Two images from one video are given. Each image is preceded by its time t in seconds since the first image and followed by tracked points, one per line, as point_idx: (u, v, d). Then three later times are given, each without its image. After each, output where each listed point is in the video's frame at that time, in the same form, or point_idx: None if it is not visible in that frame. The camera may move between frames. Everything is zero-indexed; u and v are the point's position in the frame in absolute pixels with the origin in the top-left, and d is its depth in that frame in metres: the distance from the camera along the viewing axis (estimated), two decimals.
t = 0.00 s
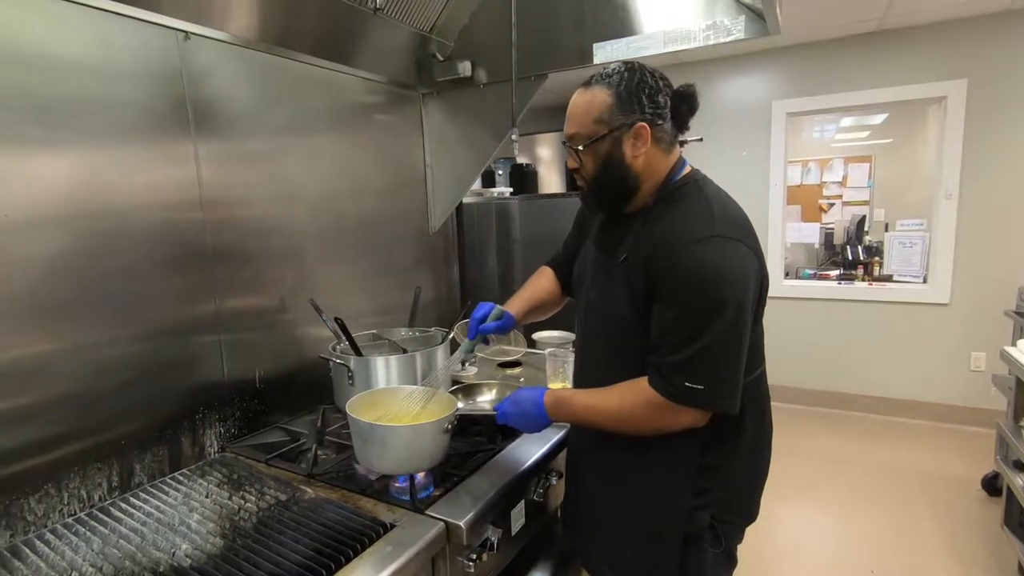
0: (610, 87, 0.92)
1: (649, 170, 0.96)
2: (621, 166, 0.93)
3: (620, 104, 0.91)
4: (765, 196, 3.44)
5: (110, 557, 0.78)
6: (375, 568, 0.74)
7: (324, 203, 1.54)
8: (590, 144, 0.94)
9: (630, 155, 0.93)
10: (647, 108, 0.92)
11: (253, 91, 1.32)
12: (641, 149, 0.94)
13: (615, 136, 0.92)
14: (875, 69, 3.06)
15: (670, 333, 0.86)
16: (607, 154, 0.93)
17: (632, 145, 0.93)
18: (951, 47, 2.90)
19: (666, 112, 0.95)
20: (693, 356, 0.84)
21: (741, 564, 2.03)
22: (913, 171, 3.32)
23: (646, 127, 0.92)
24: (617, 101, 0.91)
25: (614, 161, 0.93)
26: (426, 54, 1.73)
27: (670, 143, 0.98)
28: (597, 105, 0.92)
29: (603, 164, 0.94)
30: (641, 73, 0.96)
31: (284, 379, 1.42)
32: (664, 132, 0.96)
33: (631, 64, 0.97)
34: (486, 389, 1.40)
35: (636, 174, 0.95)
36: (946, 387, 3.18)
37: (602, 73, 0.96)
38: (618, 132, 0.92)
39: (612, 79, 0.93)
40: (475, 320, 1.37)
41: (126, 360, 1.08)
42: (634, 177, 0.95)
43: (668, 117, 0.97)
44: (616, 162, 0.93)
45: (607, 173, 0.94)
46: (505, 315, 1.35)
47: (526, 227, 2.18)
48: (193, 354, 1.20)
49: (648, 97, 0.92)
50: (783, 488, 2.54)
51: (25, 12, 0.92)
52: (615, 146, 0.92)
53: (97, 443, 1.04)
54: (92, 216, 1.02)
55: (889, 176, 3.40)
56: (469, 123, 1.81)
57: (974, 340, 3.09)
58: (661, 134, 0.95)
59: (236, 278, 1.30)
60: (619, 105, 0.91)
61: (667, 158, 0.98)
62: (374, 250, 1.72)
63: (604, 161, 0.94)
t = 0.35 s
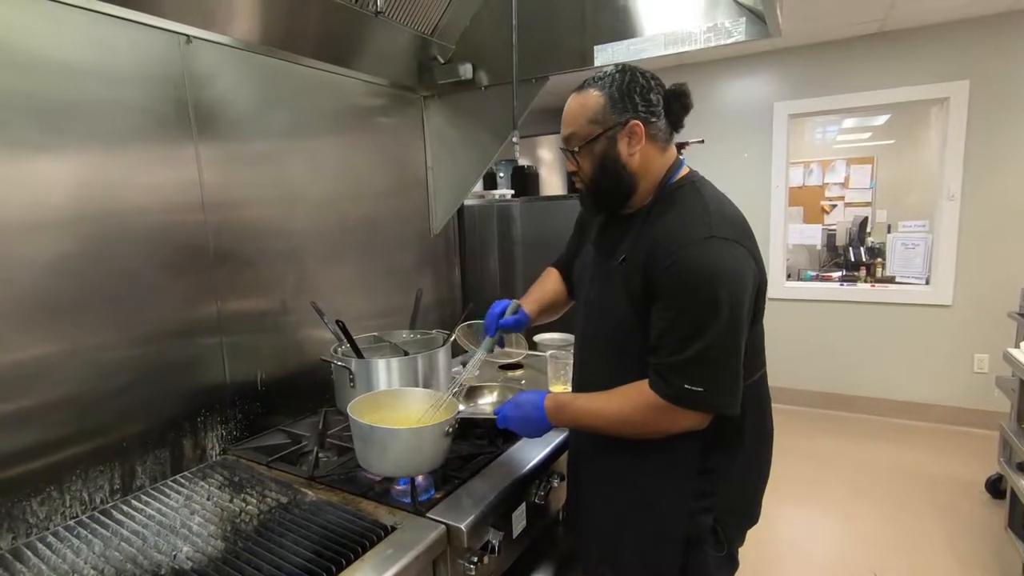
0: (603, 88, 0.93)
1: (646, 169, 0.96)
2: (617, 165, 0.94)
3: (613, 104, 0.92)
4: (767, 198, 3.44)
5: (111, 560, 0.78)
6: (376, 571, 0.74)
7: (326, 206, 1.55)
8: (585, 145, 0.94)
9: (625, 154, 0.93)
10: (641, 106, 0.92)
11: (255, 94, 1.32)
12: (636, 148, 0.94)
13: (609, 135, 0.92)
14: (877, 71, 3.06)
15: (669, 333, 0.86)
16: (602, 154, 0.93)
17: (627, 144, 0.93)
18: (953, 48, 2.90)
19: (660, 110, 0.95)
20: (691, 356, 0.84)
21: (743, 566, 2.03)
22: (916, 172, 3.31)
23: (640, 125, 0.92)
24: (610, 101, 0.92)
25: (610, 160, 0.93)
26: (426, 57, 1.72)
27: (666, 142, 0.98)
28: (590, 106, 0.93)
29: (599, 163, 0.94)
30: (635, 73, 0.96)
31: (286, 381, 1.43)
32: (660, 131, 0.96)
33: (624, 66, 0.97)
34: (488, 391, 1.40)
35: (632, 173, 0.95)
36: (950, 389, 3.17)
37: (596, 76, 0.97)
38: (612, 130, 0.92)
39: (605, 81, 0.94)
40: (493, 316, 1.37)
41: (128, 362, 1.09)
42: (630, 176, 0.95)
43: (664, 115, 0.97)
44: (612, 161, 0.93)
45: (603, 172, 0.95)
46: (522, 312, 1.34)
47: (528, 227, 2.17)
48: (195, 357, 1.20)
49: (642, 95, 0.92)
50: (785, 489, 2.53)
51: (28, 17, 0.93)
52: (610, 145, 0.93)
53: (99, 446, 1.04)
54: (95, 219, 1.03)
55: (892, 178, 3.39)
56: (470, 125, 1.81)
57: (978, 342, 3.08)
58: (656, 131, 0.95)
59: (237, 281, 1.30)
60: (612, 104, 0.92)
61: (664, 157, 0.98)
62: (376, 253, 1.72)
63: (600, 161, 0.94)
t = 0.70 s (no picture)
0: (602, 87, 0.93)
1: (648, 166, 0.96)
2: (618, 163, 0.93)
3: (612, 102, 0.92)
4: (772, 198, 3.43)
5: (120, 561, 0.78)
6: (383, 571, 0.74)
7: (332, 208, 1.55)
8: (586, 144, 0.94)
9: (625, 152, 0.93)
10: (639, 103, 0.92)
11: (260, 97, 1.33)
12: (636, 144, 0.93)
13: (608, 133, 0.92)
14: (882, 70, 3.04)
15: (673, 329, 0.86)
16: (602, 151, 0.93)
17: (627, 140, 0.92)
18: (959, 46, 2.88)
19: (659, 107, 0.95)
20: (696, 351, 0.84)
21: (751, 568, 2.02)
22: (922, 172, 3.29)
23: (639, 122, 0.92)
24: (609, 99, 0.92)
25: (610, 158, 0.93)
26: (431, 58, 1.72)
27: (666, 139, 0.98)
28: (589, 106, 0.93)
29: (600, 162, 0.94)
30: (633, 72, 0.96)
31: (292, 383, 1.43)
32: (660, 128, 0.96)
33: (623, 66, 0.97)
34: (493, 392, 1.40)
35: (633, 170, 0.95)
36: (958, 390, 3.15)
37: (596, 76, 0.97)
38: (612, 128, 0.92)
39: (604, 80, 0.94)
40: (476, 314, 1.36)
41: (135, 364, 1.09)
42: (632, 173, 0.95)
43: (663, 112, 0.96)
44: (612, 159, 0.93)
45: (604, 171, 0.94)
46: (509, 313, 1.34)
47: (532, 228, 2.16)
48: (202, 359, 1.21)
49: (640, 93, 0.92)
50: (792, 490, 2.52)
51: (35, 21, 0.93)
52: (610, 143, 0.92)
53: (107, 447, 1.04)
54: (102, 222, 1.03)
55: (897, 177, 3.37)
56: (475, 126, 1.81)
57: (986, 342, 3.06)
58: (656, 128, 0.95)
59: (243, 283, 1.31)
60: (610, 103, 0.92)
61: (665, 154, 0.98)
62: (381, 254, 1.73)
63: (601, 159, 0.94)
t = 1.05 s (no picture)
0: (613, 93, 0.93)
1: (659, 170, 0.96)
2: (630, 168, 0.93)
3: (623, 107, 0.92)
4: (781, 202, 3.41)
5: (137, 564, 0.79)
6: None
7: (343, 212, 1.56)
8: (598, 149, 0.94)
9: (637, 156, 0.93)
10: (651, 108, 0.92)
11: (274, 102, 1.34)
12: (648, 148, 0.93)
13: (620, 138, 0.92)
14: (893, 73, 3.03)
15: (687, 332, 0.86)
16: (614, 156, 0.93)
17: (638, 144, 0.92)
18: (971, 49, 2.86)
19: (671, 111, 0.95)
20: (711, 353, 0.84)
21: None
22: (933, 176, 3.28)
23: (651, 126, 0.91)
24: (620, 104, 0.92)
25: (622, 162, 0.93)
26: (442, 64, 1.74)
27: (678, 143, 0.97)
28: (600, 111, 0.93)
29: (612, 166, 0.94)
30: (644, 77, 0.96)
31: (304, 387, 1.43)
32: (671, 132, 0.96)
33: (634, 72, 0.98)
34: (505, 397, 1.40)
35: (645, 174, 0.95)
36: (972, 396, 3.11)
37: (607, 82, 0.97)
38: (623, 133, 0.92)
39: (615, 86, 0.94)
40: (499, 321, 1.36)
41: (150, 368, 1.10)
42: (644, 177, 0.95)
43: (675, 117, 0.96)
44: (624, 164, 0.93)
45: (616, 175, 0.94)
46: (531, 317, 1.34)
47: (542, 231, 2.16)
48: (215, 363, 1.22)
49: (651, 98, 0.92)
50: (803, 497, 2.50)
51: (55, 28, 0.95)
52: (622, 147, 0.92)
53: (122, 450, 1.05)
54: (118, 226, 1.04)
55: (907, 181, 3.37)
56: (485, 130, 1.82)
57: (1001, 347, 3.02)
58: (667, 132, 0.95)
59: (256, 287, 1.31)
60: (622, 107, 0.92)
61: (676, 158, 0.98)
62: (392, 258, 1.73)
63: (613, 164, 0.94)
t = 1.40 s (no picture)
0: (634, 86, 0.91)
1: (680, 165, 0.94)
2: (650, 163, 0.91)
3: (644, 101, 0.90)
4: (794, 203, 3.37)
5: (145, 560, 0.78)
6: None
7: (354, 208, 1.55)
8: (617, 144, 0.92)
9: (658, 151, 0.91)
10: (673, 102, 0.90)
11: (287, 96, 1.33)
12: (669, 143, 0.91)
13: (640, 132, 0.90)
14: (910, 73, 2.99)
15: (708, 331, 0.84)
16: (634, 151, 0.91)
17: (659, 139, 0.91)
18: (990, 49, 2.81)
19: (693, 106, 0.93)
20: (734, 353, 0.82)
21: None
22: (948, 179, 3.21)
23: (672, 120, 0.90)
24: (641, 98, 0.90)
25: (642, 157, 0.91)
26: (455, 60, 1.72)
27: (700, 139, 0.95)
28: (620, 105, 0.91)
29: (632, 161, 0.92)
30: (665, 71, 0.94)
31: (313, 383, 1.42)
32: (693, 127, 0.94)
33: (655, 65, 0.96)
34: (515, 395, 1.38)
35: (666, 170, 0.93)
36: (988, 401, 3.06)
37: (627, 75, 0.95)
38: (644, 127, 0.90)
39: (636, 79, 0.92)
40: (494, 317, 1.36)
41: (161, 362, 1.09)
42: (664, 172, 0.93)
43: (697, 111, 0.94)
44: (645, 159, 0.91)
45: (636, 171, 0.93)
46: (529, 313, 1.34)
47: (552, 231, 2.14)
48: (226, 358, 1.21)
49: (673, 91, 0.90)
50: (816, 502, 2.47)
51: (70, 19, 0.94)
52: (642, 142, 0.91)
53: (131, 445, 1.04)
54: (131, 218, 1.04)
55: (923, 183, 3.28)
56: (497, 127, 1.80)
57: (1018, 352, 2.97)
58: (689, 127, 0.93)
59: (267, 283, 1.31)
60: (643, 101, 0.90)
61: (698, 154, 0.96)
62: (403, 255, 1.72)
63: (632, 159, 0.92)
